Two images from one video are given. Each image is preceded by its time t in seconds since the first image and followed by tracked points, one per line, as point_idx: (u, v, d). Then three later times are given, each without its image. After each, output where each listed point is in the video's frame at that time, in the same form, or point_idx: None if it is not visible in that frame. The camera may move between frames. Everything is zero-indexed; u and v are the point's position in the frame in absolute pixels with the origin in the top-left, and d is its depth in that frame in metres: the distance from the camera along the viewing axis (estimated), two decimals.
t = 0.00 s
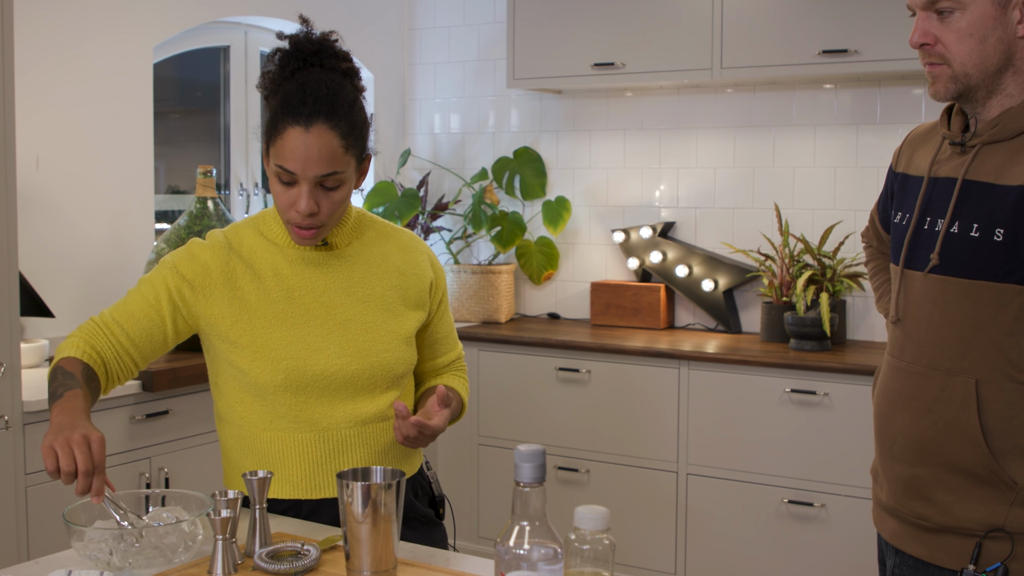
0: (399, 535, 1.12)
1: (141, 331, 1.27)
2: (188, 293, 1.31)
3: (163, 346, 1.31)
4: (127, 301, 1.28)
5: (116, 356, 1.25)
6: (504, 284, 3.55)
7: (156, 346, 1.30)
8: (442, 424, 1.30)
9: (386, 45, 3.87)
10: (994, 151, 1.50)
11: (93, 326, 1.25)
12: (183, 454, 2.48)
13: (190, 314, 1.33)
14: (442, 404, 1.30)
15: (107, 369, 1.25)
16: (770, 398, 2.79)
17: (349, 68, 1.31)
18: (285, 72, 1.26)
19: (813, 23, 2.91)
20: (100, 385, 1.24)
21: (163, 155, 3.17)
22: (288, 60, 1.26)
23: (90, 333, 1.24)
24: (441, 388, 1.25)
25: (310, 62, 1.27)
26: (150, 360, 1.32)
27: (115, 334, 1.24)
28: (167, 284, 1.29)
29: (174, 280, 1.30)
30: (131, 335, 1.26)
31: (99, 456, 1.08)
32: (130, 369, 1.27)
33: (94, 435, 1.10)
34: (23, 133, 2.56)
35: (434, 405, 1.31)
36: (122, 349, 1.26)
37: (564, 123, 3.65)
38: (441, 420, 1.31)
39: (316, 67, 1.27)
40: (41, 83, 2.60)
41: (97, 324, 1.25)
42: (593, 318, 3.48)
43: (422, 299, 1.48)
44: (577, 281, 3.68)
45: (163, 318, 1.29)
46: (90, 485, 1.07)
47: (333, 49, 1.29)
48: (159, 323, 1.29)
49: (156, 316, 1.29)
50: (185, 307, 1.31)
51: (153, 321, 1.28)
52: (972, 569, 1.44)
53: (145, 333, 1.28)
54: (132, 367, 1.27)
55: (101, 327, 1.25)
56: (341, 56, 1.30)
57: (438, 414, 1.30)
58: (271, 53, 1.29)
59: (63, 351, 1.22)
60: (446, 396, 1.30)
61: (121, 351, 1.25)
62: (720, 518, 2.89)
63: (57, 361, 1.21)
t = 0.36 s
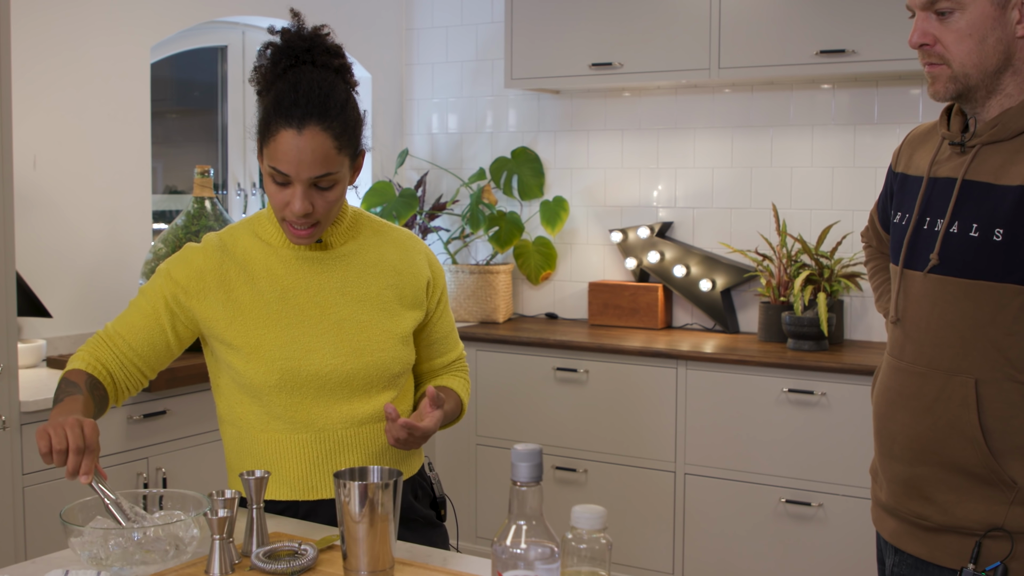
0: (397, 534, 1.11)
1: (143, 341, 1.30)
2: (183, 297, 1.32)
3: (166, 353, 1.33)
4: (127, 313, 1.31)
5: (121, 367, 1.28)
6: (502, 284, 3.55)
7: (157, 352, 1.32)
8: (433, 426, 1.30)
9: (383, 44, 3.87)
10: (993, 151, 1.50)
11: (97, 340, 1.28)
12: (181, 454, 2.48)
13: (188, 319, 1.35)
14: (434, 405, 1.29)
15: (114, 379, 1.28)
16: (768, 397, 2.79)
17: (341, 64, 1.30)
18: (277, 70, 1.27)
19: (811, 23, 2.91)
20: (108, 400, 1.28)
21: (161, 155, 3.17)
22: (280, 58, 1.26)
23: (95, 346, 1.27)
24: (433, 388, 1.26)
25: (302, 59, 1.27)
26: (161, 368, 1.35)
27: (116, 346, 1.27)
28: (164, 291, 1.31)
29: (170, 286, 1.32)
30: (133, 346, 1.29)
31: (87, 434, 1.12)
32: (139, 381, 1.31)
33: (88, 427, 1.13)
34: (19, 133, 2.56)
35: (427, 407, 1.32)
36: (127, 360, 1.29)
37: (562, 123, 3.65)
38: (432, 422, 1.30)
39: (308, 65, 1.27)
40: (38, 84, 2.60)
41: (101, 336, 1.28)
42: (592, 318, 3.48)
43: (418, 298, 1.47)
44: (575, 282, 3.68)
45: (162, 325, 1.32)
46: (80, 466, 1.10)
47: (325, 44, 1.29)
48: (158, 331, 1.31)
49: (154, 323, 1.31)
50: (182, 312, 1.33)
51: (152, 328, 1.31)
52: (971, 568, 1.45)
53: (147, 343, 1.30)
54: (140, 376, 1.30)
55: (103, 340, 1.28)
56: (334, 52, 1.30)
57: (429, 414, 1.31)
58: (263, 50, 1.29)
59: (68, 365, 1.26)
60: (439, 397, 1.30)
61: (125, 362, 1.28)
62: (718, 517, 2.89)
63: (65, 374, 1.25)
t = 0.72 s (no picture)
0: (396, 534, 1.12)
1: (153, 343, 1.32)
2: (192, 296, 1.34)
3: (180, 354, 1.36)
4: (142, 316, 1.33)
5: (138, 372, 1.32)
6: (502, 283, 3.55)
7: (168, 351, 1.34)
8: (433, 432, 1.30)
9: (383, 44, 3.87)
10: (993, 151, 1.50)
11: (114, 347, 1.32)
12: (181, 454, 2.48)
13: (199, 318, 1.36)
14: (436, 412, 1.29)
15: (131, 384, 1.31)
16: (767, 397, 2.79)
17: (361, 62, 1.30)
18: (296, 66, 1.27)
19: (811, 23, 2.91)
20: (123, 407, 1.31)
21: (161, 156, 3.17)
22: (300, 54, 1.26)
23: (112, 354, 1.31)
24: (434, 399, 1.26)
25: (322, 57, 1.27)
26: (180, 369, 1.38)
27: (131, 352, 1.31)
28: (174, 290, 1.33)
29: (179, 286, 1.33)
30: (147, 351, 1.32)
31: (71, 434, 1.16)
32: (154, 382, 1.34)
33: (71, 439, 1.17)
34: (19, 133, 2.56)
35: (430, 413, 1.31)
36: (144, 366, 1.32)
37: (562, 123, 3.65)
38: (432, 431, 1.30)
39: (328, 62, 1.27)
40: (38, 84, 2.60)
41: (118, 343, 1.32)
42: (591, 318, 3.48)
43: (426, 301, 1.46)
44: (575, 281, 3.68)
45: (172, 324, 1.33)
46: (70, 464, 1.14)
47: (345, 42, 1.29)
48: (168, 331, 1.33)
49: (164, 322, 1.33)
50: (191, 312, 1.34)
51: (162, 327, 1.33)
52: (970, 568, 1.45)
53: (159, 344, 1.33)
54: (158, 379, 1.34)
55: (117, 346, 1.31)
56: (354, 51, 1.30)
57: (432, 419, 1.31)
58: (281, 45, 1.29)
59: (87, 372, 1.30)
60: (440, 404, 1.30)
61: (140, 367, 1.32)
62: (718, 517, 2.90)
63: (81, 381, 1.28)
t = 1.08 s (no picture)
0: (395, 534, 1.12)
1: (186, 337, 1.33)
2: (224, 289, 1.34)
3: (214, 347, 1.36)
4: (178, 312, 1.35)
5: (175, 368, 1.34)
6: (502, 283, 3.55)
7: (201, 344, 1.35)
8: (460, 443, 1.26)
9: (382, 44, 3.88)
10: (994, 151, 1.50)
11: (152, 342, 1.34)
12: (181, 454, 2.48)
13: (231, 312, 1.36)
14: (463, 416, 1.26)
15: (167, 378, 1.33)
16: (767, 397, 2.79)
17: (416, 61, 1.32)
18: (352, 59, 1.28)
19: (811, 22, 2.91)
20: (159, 401, 1.33)
21: (161, 155, 3.17)
22: (357, 46, 1.28)
23: (151, 348, 1.33)
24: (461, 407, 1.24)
25: (379, 51, 1.29)
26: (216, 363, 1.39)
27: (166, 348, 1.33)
28: (208, 283, 1.34)
29: (213, 278, 1.34)
30: (182, 347, 1.33)
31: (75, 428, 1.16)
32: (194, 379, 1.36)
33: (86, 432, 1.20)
34: (19, 133, 2.55)
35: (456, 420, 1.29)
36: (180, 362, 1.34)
37: (562, 123, 3.65)
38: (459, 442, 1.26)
39: (385, 57, 1.29)
40: (38, 84, 2.60)
41: (155, 338, 1.34)
42: (591, 318, 3.48)
43: (456, 309, 1.44)
44: (574, 281, 3.68)
45: (204, 319, 1.34)
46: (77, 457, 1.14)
47: (401, 40, 1.31)
48: (200, 325, 1.34)
49: (197, 315, 1.34)
50: (224, 306, 1.35)
51: (195, 321, 1.34)
52: (968, 567, 1.45)
53: (191, 338, 1.34)
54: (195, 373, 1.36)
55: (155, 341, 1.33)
56: (409, 50, 1.32)
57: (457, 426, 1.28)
58: (335, 37, 1.30)
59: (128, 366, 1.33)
60: (468, 411, 1.28)
61: (177, 363, 1.34)
62: (717, 517, 2.90)
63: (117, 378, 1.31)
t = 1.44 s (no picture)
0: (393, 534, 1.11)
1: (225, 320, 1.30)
2: (269, 277, 1.32)
3: (256, 339, 1.34)
4: (222, 295, 1.31)
5: (216, 351, 1.29)
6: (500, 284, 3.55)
7: (243, 333, 1.31)
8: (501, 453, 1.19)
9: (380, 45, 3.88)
10: (991, 151, 1.50)
11: (193, 323, 1.29)
12: (180, 454, 2.48)
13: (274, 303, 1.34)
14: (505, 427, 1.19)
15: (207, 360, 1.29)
16: (766, 397, 2.79)
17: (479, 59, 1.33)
18: (416, 54, 1.29)
19: (809, 23, 2.91)
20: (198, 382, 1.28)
21: (159, 156, 3.16)
22: (422, 41, 1.28)
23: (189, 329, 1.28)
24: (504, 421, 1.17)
25: (445, 48, 1.29)
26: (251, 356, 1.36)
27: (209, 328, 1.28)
28: (254, 269, 1.32)
29: (259, 265, 1.32)
30: (219, 333, 1.29)
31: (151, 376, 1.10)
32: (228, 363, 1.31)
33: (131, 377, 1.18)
34: (16, 134, 2.55)
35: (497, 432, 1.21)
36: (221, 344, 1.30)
37: (560, 124, 3.65)
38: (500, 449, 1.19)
39: (450, 53, 1.29)
40: (34, 84, 2.59)
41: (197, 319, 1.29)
42: (590, 318, 3.48)
43: (504, 319, 1.38)
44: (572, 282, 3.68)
45: (247, 307, 1.31)
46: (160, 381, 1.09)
47: (467, 38, 1.32)
48: (242, 312, 1.31)
49: (240, 304, 1.31)
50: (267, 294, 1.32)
51: (237, 308, 1.31)
52: (966, 567, 1.45)
53: (232, 323, 1.30)
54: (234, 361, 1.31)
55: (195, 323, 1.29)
56: (473, 48, 1.33)
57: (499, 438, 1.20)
58: (399, 33, 1.30)
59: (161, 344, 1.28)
60: (511, 423, 1.19)
61: (217, 345, 1.29)
62: (716, 517, 2.90)
63: (154, 342, 1.25)
